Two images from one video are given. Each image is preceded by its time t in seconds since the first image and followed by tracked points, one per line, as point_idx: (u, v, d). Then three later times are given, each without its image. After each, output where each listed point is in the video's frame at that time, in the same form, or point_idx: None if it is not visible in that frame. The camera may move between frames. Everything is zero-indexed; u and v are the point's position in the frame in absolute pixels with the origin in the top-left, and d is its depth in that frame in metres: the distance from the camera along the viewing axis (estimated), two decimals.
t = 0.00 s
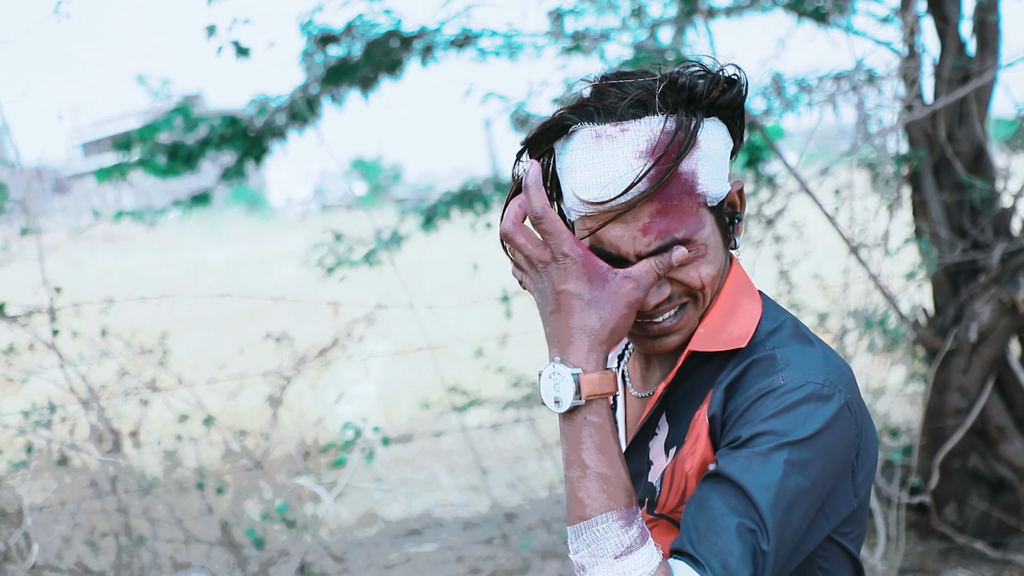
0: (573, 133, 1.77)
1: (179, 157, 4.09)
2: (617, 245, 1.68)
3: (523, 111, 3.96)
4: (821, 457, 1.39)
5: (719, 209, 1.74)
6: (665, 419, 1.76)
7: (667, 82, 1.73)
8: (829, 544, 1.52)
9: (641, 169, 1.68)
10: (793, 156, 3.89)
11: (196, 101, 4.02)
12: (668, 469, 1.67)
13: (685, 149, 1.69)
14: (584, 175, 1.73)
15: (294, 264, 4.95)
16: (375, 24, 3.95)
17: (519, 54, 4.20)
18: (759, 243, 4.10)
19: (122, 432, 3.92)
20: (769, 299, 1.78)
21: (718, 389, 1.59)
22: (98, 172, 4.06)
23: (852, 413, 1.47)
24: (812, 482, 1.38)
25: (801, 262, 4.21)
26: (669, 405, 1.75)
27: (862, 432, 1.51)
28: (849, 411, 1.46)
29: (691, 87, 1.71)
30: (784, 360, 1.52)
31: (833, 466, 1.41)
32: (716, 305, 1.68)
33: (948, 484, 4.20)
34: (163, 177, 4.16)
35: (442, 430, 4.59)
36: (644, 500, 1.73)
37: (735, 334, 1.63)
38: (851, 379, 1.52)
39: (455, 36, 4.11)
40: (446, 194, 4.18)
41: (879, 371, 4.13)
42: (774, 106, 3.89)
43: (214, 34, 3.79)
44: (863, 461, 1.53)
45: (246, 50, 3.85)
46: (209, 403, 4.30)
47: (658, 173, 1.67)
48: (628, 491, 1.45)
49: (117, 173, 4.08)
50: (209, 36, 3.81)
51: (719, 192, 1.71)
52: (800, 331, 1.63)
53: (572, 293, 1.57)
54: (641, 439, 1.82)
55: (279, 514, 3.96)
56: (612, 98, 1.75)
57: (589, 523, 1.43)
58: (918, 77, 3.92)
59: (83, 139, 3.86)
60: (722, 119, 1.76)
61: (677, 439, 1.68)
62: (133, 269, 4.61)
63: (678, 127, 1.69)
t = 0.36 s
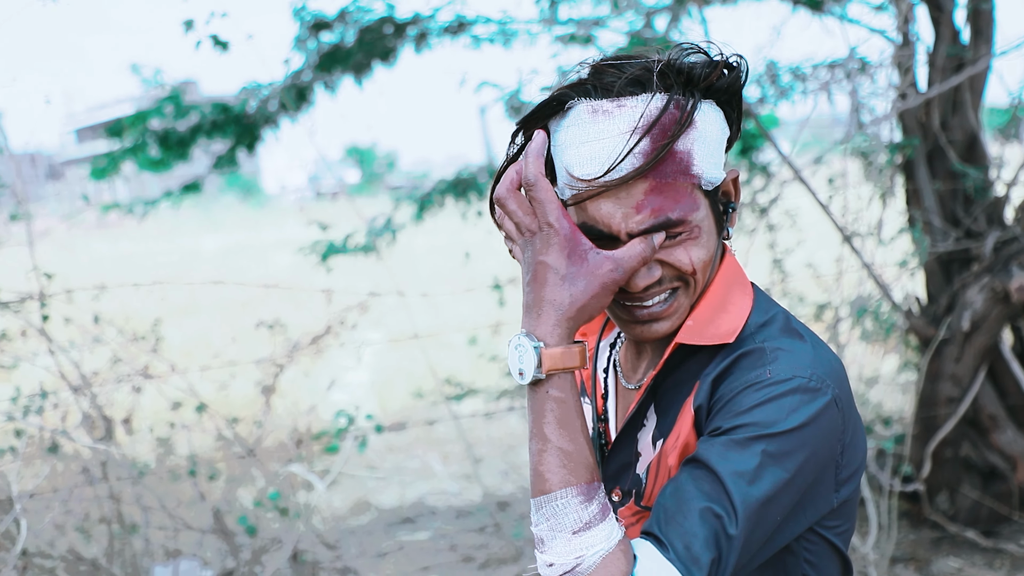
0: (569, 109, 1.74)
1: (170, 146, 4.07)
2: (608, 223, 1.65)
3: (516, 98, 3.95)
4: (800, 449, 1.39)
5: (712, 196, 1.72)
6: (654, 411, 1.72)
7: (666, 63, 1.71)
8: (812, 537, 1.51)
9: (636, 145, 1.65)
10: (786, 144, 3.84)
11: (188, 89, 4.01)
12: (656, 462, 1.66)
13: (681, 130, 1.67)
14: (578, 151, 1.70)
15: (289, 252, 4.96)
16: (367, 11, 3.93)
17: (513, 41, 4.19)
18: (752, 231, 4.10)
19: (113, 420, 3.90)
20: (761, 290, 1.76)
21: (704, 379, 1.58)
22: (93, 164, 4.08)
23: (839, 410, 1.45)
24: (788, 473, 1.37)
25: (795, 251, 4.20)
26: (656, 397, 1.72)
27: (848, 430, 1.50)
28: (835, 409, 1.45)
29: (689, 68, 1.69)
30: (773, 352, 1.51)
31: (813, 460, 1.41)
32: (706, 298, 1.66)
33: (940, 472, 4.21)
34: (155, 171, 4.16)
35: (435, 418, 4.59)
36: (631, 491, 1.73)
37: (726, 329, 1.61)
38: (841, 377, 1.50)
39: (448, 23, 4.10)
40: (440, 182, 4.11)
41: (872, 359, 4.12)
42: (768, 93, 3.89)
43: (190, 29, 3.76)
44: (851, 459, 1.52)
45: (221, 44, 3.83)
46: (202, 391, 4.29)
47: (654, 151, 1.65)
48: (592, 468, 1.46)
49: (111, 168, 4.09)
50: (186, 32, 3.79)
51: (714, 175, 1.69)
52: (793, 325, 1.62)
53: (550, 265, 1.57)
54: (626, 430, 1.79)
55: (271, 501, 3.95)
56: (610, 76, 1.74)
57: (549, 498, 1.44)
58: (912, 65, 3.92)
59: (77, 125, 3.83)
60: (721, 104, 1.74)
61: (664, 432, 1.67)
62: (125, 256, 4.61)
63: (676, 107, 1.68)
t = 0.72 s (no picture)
0: (563, 91, 1.76)
1: (170, 144, 4.07)
2: (592, 206, 1.66)
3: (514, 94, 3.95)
4: (773, 443, 1.38)
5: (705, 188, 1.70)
6: (642, 407, 1.74)
7: (661, 52, 1.73)
8: (795, 534, 1.51)
9: (624, 130, 1.65)
10: (785, 140, 3.84)
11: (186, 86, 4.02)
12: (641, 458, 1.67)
13: (671, 116, 1.66)
14: (568, 132, 1.71)
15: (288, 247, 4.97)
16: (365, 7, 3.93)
17: (511, 37, 4.19)
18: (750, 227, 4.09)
19: (111, 414, 3.91)
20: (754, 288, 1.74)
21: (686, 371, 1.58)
22: (92, 162, 4.04)
23: (819, 409, 1.45)
24: (758, 465, 1.37)
25: (794, 247, 4.19)
26: (644, 392, 1.73)
27: (831, 433, 1.49)
28: (816, 410, 1.44)
29: (683, 58, 1.70)
30: (757, 349, 1.51)
31: (787, 456, 1.40)
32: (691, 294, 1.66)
33: (937, 469, 4.21)
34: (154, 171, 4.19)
35: (433, 413, 4.61)
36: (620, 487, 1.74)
37: (707, 325, 1.60)
38: (827, 380, 1.49)
39: (447, 19, 4.10)
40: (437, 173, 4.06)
41: (870, 356, 4.12)
42: (767, 89, 3.86)
43: (195, 20, 3.78)
44: (831, 461, 1.51)
45: (227, 34, 3.83)
46: (200, 385, 4.30)
47: (641, 137, 1.65)
48: (542, 442, 1.47)
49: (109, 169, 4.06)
50: (190, 23, 3.80)
51: (705, 166, 1.68)
52: (780, 323, 1.61)
53: (513, 238, 1.57)
54: (616, 426, 1.80)
55: (268, 496, 3.96)
56: (607, 62, 1.75)
57: (499, 469, 1.46)
58: (911, 62, 3.91)
59: (74, 120, 3.79)
60: (716, 96, 1.73)
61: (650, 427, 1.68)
62: (125, 251, 4.62)
63: (668, 94, 1.68)
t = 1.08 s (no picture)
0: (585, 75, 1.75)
1: (181, 142, 4.09)
2: (613, 190, 1.64)
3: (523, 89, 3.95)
4: (769, 439, 1.38)
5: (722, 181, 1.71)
6: (650, 405, 1.74)
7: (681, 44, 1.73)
8: (802, 531, 1.50)
9: (647, 114, 1.64)
10: (795, 137, 3.84)
11: (197, 82, 4.03)
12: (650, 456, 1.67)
13: (693, 103, 1.66)
14: (589, 115, 1.69)
15: (298, 243, 4.99)
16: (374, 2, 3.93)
17: (520, 32, 4.19)
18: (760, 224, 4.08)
19: (121, 408, 3.92)
20: (764, 286, 1.74)
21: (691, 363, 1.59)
22: (104, 160, 4.06)
23: (821, 408, 1.43)
24: (752, 458, 1.37)
25: (804, 243, 4.18)
26: (653, 390, 1.74)
27: (837, 431, 1.47)
28: (819, 407, 1.43)
29: (704, 48, 1.70)
30: (761, 344, 1.50)
31: (783, 452, 1.39)
32: (702, 293, 1.65)
33: (948, 466, 4.19)
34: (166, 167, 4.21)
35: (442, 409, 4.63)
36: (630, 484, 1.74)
37: (718, 325, 1.59)
38: (833, 377, 1.47)
39: (455, 15, 4.10)
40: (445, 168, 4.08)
41: (881, 352, 4.10)
42: (775, 85, 3.87)
43: (207, 16, 3.80)
44: (839, 459, 1.49)
45: (239, 31, 3.86)
46: (210, 380, 4.32)
47: (664, 121, 1.64)
48: (506, 424, 1.56)
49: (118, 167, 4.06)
50: (203, 19, 3.81)
51: (724, 156, 1.68)
52: (788, 320, 1.60)
53: (465, 229, 1.67)
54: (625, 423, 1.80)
55: (277, 491, 3.97)
56: (628, 49, 1.74)
57: (466, 451, 1.54)
58: (921, 57, 3.89)
59: (85, 116, 3.88)
60: (734, 89, 1.74)
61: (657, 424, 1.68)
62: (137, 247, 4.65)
63: (690, 81, 1.67)
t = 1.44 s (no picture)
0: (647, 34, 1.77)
1: (197, 138, 4.08)
2: (669, 136, 1.65)
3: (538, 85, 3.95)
4: (791, 427, 1.37)
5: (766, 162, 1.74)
6: (667, 399, 1.73)
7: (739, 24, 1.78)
8: (823, 528, 1.49)
9: (709, 68, 1.66)
10: (811, 134, 3.80)
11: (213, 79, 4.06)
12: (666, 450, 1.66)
13: (751, 68, 1.69)
14: (649, 65, 1.70)
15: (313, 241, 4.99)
16: None
17: (535, 29, 4.18)
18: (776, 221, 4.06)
19: (137, 405, 3.92)
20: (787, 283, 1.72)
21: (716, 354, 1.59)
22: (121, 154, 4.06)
23: (846, 398, 1.41)
24: (774, 446, 1.36)
25: (820, 240, 4.17)
26: (670, 384, 1.73)
27: (862, 425, 1.45)
28: (843, 399, 1.41)
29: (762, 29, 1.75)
30: (784, 335, 1.49)
31: (806, 442, 1.38)
32: (721, 284, 1.65)
33: (965, 464, 4.18)
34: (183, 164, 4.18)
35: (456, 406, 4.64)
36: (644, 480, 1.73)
37: (732, 314, 1.60)
38: (858, 370, 1.46)
39: (471, 11, 4.10)
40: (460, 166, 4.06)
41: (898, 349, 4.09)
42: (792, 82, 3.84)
43: (215, 16, 3.80)
44: (865, 455, 1.47)
45: (247, 30, 3.86)
46: (225, 377, 4.32)
47: (726, 78, 1.66)
48: (478, 426, 1.58)
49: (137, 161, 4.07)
50: (209, 20, 3.82)
51: (773, 131, 1.71)
52: (812, 314, 1.58)
53: (397, 285, 1.76)
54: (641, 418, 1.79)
55: (293, 487, 3.97)
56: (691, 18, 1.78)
57: (446, 463, 1.56)
58: (939, 53, 3.87)
59: (102, 114, 3.87)
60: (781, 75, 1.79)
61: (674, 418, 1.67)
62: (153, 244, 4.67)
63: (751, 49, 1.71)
